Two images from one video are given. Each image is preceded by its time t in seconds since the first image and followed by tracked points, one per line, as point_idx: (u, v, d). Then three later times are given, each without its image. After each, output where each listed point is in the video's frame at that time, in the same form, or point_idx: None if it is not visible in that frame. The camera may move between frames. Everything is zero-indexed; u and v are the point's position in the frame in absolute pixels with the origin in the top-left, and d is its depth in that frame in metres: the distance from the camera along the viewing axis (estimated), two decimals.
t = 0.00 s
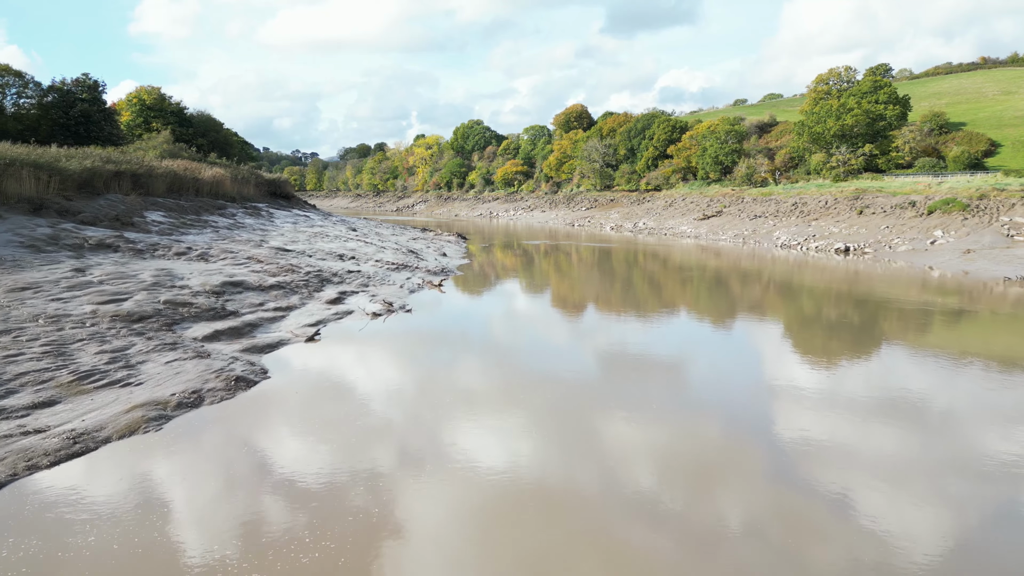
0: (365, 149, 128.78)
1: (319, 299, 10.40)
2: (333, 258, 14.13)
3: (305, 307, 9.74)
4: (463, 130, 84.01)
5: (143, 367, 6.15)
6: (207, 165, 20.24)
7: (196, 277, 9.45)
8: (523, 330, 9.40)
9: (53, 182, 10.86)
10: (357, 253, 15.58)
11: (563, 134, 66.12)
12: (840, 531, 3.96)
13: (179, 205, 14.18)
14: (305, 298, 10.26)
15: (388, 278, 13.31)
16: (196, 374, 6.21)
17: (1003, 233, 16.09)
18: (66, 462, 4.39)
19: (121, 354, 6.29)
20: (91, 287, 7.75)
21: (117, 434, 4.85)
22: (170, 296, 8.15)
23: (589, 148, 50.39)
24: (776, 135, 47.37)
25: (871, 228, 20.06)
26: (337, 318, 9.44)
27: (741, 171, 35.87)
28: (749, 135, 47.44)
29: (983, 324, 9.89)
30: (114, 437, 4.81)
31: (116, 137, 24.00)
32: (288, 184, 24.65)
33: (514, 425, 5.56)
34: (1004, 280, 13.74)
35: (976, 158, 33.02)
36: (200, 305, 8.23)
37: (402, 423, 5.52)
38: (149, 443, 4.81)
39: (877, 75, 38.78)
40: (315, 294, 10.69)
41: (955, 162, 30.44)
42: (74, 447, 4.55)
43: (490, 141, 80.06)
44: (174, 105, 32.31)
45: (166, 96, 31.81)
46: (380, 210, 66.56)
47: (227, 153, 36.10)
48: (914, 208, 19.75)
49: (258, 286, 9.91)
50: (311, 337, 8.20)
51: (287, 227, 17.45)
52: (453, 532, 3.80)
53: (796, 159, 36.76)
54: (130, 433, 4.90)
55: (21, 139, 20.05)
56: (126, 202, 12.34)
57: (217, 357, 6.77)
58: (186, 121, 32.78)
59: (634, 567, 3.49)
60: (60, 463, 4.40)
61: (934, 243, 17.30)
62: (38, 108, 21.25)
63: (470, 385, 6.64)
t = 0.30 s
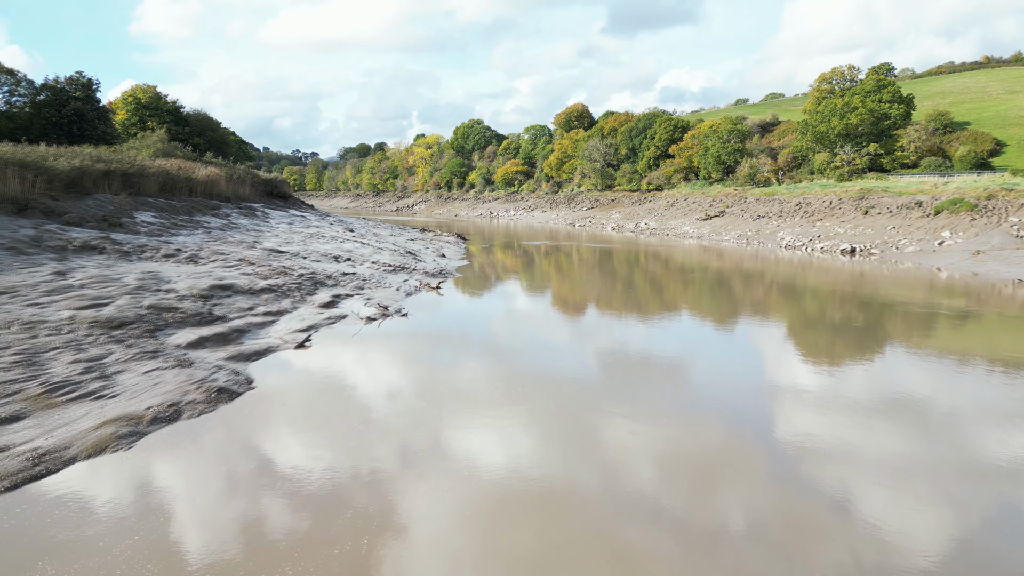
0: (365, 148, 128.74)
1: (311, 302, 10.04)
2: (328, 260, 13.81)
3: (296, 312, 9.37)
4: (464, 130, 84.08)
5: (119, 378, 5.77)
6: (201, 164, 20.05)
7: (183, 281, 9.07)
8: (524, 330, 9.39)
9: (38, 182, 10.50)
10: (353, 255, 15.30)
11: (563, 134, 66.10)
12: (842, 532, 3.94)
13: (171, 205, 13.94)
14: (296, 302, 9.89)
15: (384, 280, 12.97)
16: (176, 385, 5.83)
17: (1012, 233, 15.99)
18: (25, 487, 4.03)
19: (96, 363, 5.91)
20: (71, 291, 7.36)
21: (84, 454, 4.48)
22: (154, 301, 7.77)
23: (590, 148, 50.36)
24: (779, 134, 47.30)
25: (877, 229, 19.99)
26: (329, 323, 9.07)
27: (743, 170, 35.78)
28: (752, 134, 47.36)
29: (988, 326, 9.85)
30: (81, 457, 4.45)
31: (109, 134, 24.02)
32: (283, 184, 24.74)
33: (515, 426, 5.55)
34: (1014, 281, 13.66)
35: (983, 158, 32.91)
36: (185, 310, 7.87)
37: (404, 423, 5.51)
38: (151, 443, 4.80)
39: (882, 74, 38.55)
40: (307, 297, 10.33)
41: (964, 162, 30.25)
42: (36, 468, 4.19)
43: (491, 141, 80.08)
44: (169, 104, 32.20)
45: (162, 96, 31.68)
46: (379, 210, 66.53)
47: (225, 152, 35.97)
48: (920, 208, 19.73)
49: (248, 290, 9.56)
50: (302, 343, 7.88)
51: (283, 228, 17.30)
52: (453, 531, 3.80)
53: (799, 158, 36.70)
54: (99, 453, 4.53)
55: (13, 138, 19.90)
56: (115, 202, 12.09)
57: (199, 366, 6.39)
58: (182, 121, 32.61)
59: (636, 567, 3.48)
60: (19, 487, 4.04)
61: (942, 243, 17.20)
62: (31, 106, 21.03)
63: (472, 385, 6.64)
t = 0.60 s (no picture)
0: (365, 148, 128.76)
1: (302, 307, 9.67)
2: (322, 262, 13.45)
3: (286, 317, 9.01)
4: (464, 129, 84.06)
5: (91, 391, 5.38)
6: (196, 164, 19.90)
7: (168, 284, 8.71)
8: (525, 331, 9.38)
9: (23, 182, 10.16)
10: (348, 256, 15.01)
11: (564, 134, 66.10)
12: (842, 531, 3.93)
13: (161, 205, 13.78)
14: (287, 307, 9.51)
15: (379, 283, 12.59)
16: (152, 398, 5.46)
17: (1021, 233, 15.83)
18: None
19: (67, 375, 5.52)
20: (48, 296, 6.97)
21: (43, 478, 4.11)
22: (135, 306, 7.40)
23: (590, 147, 50.37)
24: (782, 134, 47.27)
25: (884, 229, 19.92)
26: (320, 329, 8.73)
27: (746, 170, 35.58)
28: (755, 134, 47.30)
29: (995, 328, 9.78)
30: (40, 481, 4.09)
31: (102, 133, 23.94)
32: (280, 184, 24.69)
33: (516, 426, 5.53)
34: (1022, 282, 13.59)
35: (989, 157, 32.81)
36: (169, 315, 7.51)
37: (406, 424, 5.50)
38: (152, 443, 4.81)
39: (887, 73, 38.34)
40: (299, 301, 9.95)
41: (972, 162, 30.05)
42: None
43: (491, 140, 80.38)
44: (165, 103, 32.06)
45: (157, 94, 31.43)
46: (379, 210, 66.55)
47: (222, 152, 35.80)
48: (927, 208, 19.66)
49: (237, 294, 9.20)
50: (292, 351, 7.55)
51: (277, 229, 17.16)
52: (454, 531, 3.80)
53: (802, 158, 36.75)
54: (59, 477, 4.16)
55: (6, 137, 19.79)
56: (103, 202, 11.94)
57: (178, 378, 6.01)
58: (178, 120, 32.47)
59: (636, 568, 3.46)
60: None
61: (950, 244, 17.06)
62: (24, 105, 20.78)
63: (474, 385, 6.64)
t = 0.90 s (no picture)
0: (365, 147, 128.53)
1: (293, 312, 9.23)
2: (316, 264, 13.04)
3: (276, 323, 8.61)
4: (464, 129, 83.98)
5: (56, 408, 4.97)
6: (190, 164, 19.74)
7: (152, 288, 8.36)
8: (526, 330, 9.37)
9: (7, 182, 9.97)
10: (343, 258, 14.65)
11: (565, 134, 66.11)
12: (843, 531, 3.92)
13: (151, 206, 13.54)
14: (276, 312, 9.11)
15: (374, 286, 12.14)
16: (123, 415, 5.04)
17: None
18: None
19: (33, 390, 5.12)
20: (21, 303, 6.63)
21: None
22: (114, 313, 7.02)
23: (592, 147, 50.36)
24: (785, 133, 47.33)
25: (891, 230, 19.85)
26: (310, 336, 8.32)
27: (749, 170, 35.51)
28: (758, 134, 47.24)
29: (1002, 330, 9.71)
30: None
31: (96, 132, 23.51)
32: (276, 185, 24.46)
33: (517, 426, 5.52)
34: None
35: (997, 156, 32.73)
36: (150, 322, 7.11)
37: (407, 423, 5.49)
38: (155, 440, 4.80)
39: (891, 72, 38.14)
40: (289, 306, 9.55)
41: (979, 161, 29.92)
42: None
43: (491, 140, 80.64)
44: (161, 103, 31.99)
45: (152, 93, 31.50)
46: (380, 210, 66.48)
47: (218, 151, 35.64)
48: (935, 209, 19.53)
49: (224, 299, 8.82)
50: (277, 360, 7.11)
51: (271, 230, 16.97)
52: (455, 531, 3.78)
53: (806, 158, 36.60)
54: (9, 507, 3.75)
55: None
56: (91, 203, 11.68)
57: (154, 391, 5.58)
58: (173, 119, 32.32)
59: (636, 568, 3.46)
60: None
61: (960, 246, 16.95)
62: (15, 103, 20.53)
63: (474, 385, 6.62)
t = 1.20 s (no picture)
0: (365, 146, 128.40)
1: (283, 317, 8.78)
2: (308, 267, 12.40)
3: (263, 329, 8.14)
4: (464, 129, 84.10)
5: (15, 427, 4.52)
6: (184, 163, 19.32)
7: (134, 293, 7.88)
8: (527, 330, 9.37)
9: None
10: (337, 260, 14.05)
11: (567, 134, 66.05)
12: (844, 531, 3.90)
13: (141, 206, 12.98)
14: (266, 317, 8.63)
15: (369, 289, 11.58)
16: (88, 434, 4.61)
17: None
18: None
19: None
20: None
21: None
22: (90, 320, 6.57)
23: (593, 146, 50.33)
24: (787, 133, 47.30)
25: (899, 231, 19.66)
26: (299, 343, 7.88)
27: (752, 170, 35.59)
28: (761, 134, 47.12)
29: (1010, 330, 9.65)
30: None
31: (87, 130, 23.28)
32: (271, 185, 24.10)
33: (518, 426, 5.50)
34: None
35: (1004, 155, 32.58)
36: (128, 330, 6.67)
37: (408, 423, 5.48)
38: (156, 440, 4.78)
39: (895, 70, 37.90)
40: (279, 311, 9.04)
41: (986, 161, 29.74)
42: None
43: (491, 139, 80.84)
44: (156, 101, 31.11)
45: (147, 91, 30.49)
46: (379, 210, 66.42)
47: (215, 151, 35.00)
48: (943, 209, 19.41)
49: (209, 304, 8.32)
50: (263, 369, 6.70)
51: (265, 230, 16.45)
52: (458, 531, 3.77)
53: (809, 157, 36.42)
54: None
55: None
56: (77, 203, 11.19)
57: (125, 406, 5.15)
58: (168, 117, 31.57)
59: (636, 567, 3.45)
60: None
61: (970, 247, 16.82)
62: (5, 102, 20.38)
63: (475, 385, 6.61)
